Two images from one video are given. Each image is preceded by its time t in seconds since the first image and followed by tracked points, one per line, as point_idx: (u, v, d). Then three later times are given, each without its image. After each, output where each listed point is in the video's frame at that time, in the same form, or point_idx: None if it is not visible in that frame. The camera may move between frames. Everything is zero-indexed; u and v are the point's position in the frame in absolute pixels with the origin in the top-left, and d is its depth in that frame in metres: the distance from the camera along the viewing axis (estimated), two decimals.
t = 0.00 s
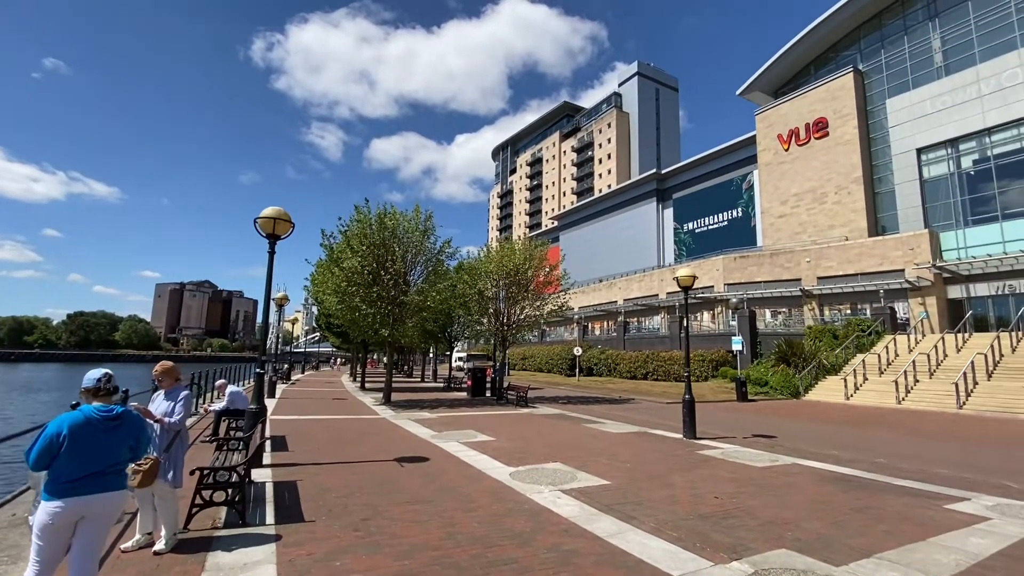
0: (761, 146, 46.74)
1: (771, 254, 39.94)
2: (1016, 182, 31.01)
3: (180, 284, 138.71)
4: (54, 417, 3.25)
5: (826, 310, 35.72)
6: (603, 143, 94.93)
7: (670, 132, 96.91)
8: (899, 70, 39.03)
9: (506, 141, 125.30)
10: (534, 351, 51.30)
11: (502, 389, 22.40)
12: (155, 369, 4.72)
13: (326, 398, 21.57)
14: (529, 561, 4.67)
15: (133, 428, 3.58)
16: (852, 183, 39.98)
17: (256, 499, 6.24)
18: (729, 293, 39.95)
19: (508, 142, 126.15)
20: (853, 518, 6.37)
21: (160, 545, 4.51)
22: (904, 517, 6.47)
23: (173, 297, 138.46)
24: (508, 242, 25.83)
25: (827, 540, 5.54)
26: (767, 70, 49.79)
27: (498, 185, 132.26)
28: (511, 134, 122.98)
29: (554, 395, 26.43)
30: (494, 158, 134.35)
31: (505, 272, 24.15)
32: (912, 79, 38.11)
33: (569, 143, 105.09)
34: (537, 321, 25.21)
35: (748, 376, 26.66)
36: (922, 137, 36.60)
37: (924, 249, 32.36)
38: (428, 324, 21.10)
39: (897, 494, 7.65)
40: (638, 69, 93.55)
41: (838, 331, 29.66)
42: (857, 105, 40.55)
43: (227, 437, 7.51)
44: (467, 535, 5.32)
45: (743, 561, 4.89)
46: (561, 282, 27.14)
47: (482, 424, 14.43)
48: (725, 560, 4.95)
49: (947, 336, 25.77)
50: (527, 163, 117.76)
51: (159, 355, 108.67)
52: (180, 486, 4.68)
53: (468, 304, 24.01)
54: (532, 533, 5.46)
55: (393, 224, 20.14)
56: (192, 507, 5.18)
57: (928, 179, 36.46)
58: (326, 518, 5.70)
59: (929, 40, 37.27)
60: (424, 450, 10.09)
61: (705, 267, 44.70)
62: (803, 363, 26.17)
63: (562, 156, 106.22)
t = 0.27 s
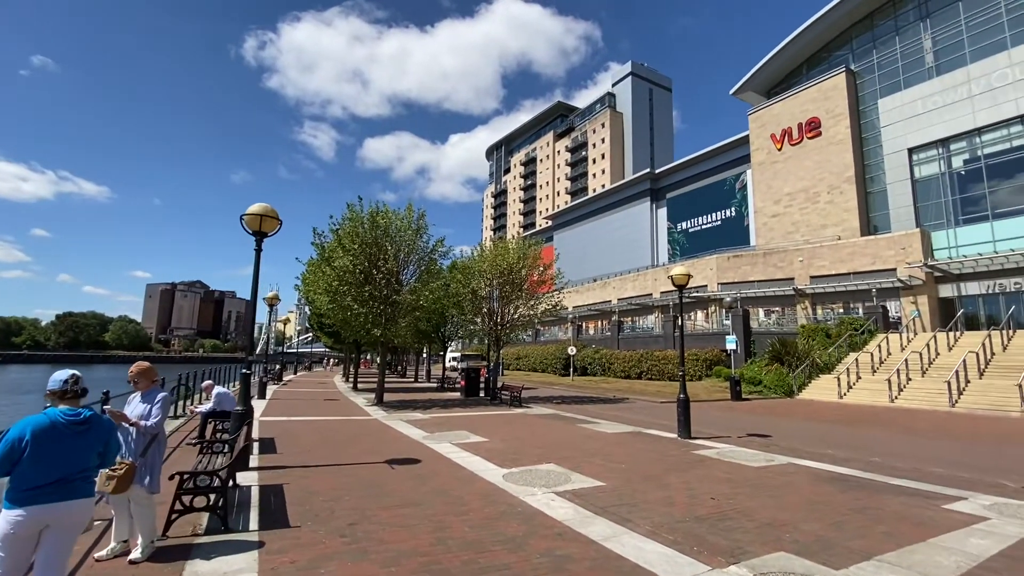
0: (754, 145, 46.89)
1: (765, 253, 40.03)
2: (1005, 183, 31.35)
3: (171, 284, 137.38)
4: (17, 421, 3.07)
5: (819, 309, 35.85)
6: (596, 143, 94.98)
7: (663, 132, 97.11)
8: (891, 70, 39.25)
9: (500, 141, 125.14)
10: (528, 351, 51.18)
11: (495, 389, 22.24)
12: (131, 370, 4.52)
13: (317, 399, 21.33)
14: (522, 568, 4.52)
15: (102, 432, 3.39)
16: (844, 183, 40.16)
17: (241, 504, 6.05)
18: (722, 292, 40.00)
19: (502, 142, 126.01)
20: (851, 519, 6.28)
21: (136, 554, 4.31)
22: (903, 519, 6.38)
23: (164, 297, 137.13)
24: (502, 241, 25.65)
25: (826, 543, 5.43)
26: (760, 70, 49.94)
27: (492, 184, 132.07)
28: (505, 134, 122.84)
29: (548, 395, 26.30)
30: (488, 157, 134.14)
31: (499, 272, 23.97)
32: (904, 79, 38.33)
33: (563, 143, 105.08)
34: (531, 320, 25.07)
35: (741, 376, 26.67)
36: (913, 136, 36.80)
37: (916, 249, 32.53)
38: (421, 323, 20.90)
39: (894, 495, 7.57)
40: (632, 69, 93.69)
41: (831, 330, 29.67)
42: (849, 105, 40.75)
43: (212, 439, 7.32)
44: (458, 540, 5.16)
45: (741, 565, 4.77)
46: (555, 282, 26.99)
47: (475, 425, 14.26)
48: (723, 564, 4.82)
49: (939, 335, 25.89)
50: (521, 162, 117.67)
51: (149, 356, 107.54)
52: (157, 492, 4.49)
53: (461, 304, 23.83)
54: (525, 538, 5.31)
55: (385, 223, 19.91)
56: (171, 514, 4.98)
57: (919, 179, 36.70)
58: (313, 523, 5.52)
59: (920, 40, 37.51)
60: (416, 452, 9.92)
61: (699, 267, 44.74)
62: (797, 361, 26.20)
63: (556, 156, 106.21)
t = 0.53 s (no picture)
0: (749, 144, 46.91)
1: (760, 252, 40.03)
2: (997, 181, 31.51)
3: (165, 285, 136.45)
4: None
5: (814, 307, 35.89)
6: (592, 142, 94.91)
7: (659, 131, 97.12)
8: (885, 69, 39.33)
9: (495, 140, 124.91)
10: (524, 350, 51.09)
11: (491, 389, 22.07)
12: (103, 373, 4.36)
13: (311, 399, 21.09)
14: None
15: (65, 438, 3.20)
16: (839, 181, 40.20)
17: (224, 510, 5.86)
18: (718, 291, 40.00)
19: (497, 141, 125.79)
20: (852, 521, 6.14)
21: (109, 566, 4.13)
22: (905, 520, 6.25)
23: (158, 298, 136.15)
24: (497, 240, 25.45)
25: (827, 546, 5.29)
26: (755, 68, 49.98)
27: (488, 183, 131.84)
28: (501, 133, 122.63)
29: (544, 394, 26.14)
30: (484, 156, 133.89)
31: (494, 270, 23.78)
32: (898, 77, 38.41)
33: (559, 142, 104.96)
34: (527, 319, 24.92)
35: (737, 374, 26.64)
36: (908, 135, 36.87)
37: (910, 247, 32.57)
38: (416, 323, 20.71)
39: (895, 495, 7.45)
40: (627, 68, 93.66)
41: (827, 328, 29.66)
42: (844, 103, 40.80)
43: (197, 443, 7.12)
44: (449, 545, 4.99)
45: (741, 570, 4.62)
46: (550, 280, 26.83)
47: (469, 425, 14.09)
48: (722, 570, 4.66)
49: (934, 333, 25.91)
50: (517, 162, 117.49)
51: (143, 357, 106.78)
52: (133, 499, 4.33)
53: (456, 303, 23.64)
54: (518, 543, 5.15)
55: (378, 221, 19.67)
56: (149, 521, 4.80)
57: (914, 177, 36.78)
58: (299, 530, 5.34)
59: (914, 39, 37.59)
60: (408, 453, 9.73)
61: (694, 265, 44.72)
62: (792, 360, 26.17)
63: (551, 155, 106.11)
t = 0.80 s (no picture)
0: (746, 142, 46.88)
1: (758, 250, 39.95)
2: (994, 179, 31.50)
3: (161, 286, 135.81)
4: None
5: (812, 306, 35.93)
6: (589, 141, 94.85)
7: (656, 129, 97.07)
8: (882, 67, 39.33)
9: (492, 139, 124.67)
10: (522, 349, 50.97)
11: (488, 389, 21.91)
12: (82, 374, 4.22)
13: (307, 401, 20.92)
14: None
15: (37, 444, 3.08)
16: (836, 179, 40.17)
17: (212, 514, 5.71)
18: (716, 290, 39.95)
19: (494, 140, 125.63)
20: (855, 523, 6.02)
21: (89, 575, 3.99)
22: (909, 521, 6.12)
23: (154, 298, 135.53)
24: (494, 239, 25.29)
25: (830, 548, 5.18)
26: (752, 67, 49.96)
27: (485, 183, 131.69)
28: (498, 132, 122.40)
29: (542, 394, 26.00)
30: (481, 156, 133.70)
31: (491, 270, 23.63)
32: (895, 75, 38.39)
33: (556, 141, 104.86)
34: (524, 318, 24.81)
35: (736, 373, 26.57)
36: (905, 133, 36.87)
37: (908, 245, 32.54)
38: (413, 323, 20.55)
39: (897, 495, 7.34)
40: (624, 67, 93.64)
41: (825, 326, 29.62)
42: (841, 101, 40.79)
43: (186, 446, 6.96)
44: (443, 550, 4.86)
45: None
46: (548, 280, 26.71)
47: (466, 426, 13.94)
48: (724, 574, 4.53)
49: (932, 330, 25.88)
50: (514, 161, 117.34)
51: (140, 358, 106.25)
52: (115, 505, 4.20)
53: (453, 302, 23.50)
54: (514, 547, 5.01)
55: (374, 220, 19.50)
56: (131, 528, 4.65)
57: (911, 175, 36.76)
58: (289, 535, 5.19)
59: (911, 37, 37.58)
60: (403, 455, 9.59)
61: (692, 264, 44.65)
62: (791, 358, 26.11)
63: (549, 154, 105.99)
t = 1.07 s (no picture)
0: (745, 141, 46.81)
1: (757, 249, 39.87)
2: (994, 177, 31.44)
3: (159, 286, 135.38)
4: None
5: (812, 305, 35.95)
6: (587, 140, 94.77)
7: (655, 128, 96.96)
8: (881, 65, 39.27)
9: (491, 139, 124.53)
10: (521, 349, 50.88)
11: (487, 389, 21.79)
12: (68, 376, 4.10)
13: (305, 401, 20.79)
14: None
15: (12, 452, 3.10)
16: (835, 177, 40.10)
17: (205, 518, 5.59)
18: (716, 289, 39.87)
19: (493, 140, 125.48)
20: (861, 524, 5.92)
21: None
22: (915, 522, 6.02)
23: (152, 299, 135.13)
24: (492, 238, 25.17)
25: (837, 551, 5.07)
26: (750, 65, 49.88)
27: (484, 182, 131.54)
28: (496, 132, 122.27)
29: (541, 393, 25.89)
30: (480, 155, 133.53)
31: (489, 269, 23.51)
32: (894, 73, 38.33)
33: (555, 140, 104.74)
34: (524, 318, 24.73)
35: (736, 372, 26.51)
36: (904, 131, 36.80)
37: (907, 243, 32.48)
38: (412, 323, 20.43)
39: (902, 495, 7.24)
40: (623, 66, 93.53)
41: (825, 324, 29.56)
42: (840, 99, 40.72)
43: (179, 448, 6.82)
44: (441, 554, 4.74)
45: None
46: (547, 279, 26.59)
47: (465, 426, 13.82)
48: None
49: (932, 329, 25.81)
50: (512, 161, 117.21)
51: (138, 359, 105.90)
52: (102, 511, 4.08)
53: (452, 302, 23.39)
54: (515, 550, 4.90)
55: (371, 219, 19.36)
56: (120, 534, 4.52)
57: (910, 173, 36.69)
58: (284, 539, 5.07)
59: (909, 34, 37.52)
60: (401, 456, 9.46)
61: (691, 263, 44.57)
62: (791, 357, 26.03)
63: (547, 153, 105.84)
